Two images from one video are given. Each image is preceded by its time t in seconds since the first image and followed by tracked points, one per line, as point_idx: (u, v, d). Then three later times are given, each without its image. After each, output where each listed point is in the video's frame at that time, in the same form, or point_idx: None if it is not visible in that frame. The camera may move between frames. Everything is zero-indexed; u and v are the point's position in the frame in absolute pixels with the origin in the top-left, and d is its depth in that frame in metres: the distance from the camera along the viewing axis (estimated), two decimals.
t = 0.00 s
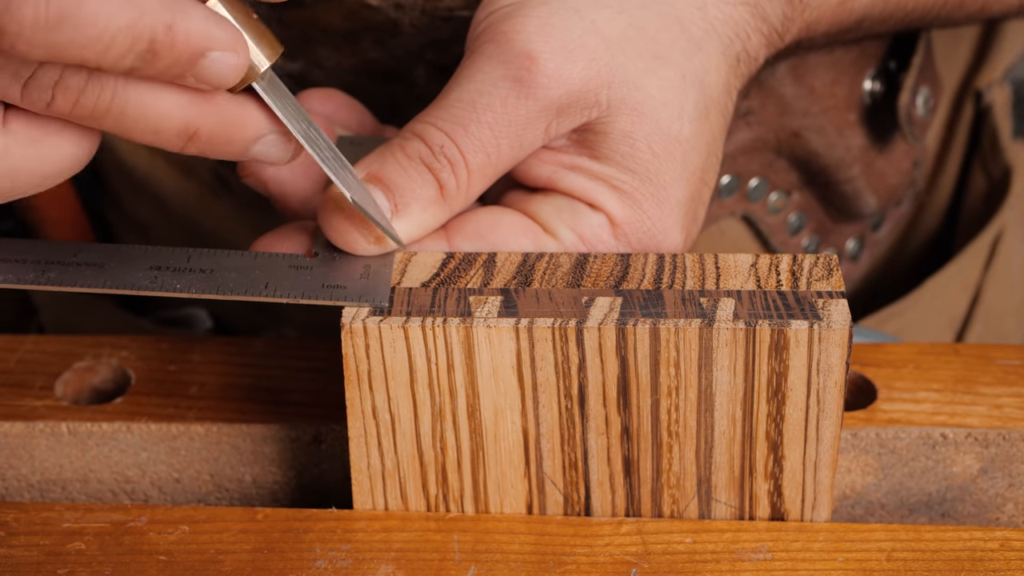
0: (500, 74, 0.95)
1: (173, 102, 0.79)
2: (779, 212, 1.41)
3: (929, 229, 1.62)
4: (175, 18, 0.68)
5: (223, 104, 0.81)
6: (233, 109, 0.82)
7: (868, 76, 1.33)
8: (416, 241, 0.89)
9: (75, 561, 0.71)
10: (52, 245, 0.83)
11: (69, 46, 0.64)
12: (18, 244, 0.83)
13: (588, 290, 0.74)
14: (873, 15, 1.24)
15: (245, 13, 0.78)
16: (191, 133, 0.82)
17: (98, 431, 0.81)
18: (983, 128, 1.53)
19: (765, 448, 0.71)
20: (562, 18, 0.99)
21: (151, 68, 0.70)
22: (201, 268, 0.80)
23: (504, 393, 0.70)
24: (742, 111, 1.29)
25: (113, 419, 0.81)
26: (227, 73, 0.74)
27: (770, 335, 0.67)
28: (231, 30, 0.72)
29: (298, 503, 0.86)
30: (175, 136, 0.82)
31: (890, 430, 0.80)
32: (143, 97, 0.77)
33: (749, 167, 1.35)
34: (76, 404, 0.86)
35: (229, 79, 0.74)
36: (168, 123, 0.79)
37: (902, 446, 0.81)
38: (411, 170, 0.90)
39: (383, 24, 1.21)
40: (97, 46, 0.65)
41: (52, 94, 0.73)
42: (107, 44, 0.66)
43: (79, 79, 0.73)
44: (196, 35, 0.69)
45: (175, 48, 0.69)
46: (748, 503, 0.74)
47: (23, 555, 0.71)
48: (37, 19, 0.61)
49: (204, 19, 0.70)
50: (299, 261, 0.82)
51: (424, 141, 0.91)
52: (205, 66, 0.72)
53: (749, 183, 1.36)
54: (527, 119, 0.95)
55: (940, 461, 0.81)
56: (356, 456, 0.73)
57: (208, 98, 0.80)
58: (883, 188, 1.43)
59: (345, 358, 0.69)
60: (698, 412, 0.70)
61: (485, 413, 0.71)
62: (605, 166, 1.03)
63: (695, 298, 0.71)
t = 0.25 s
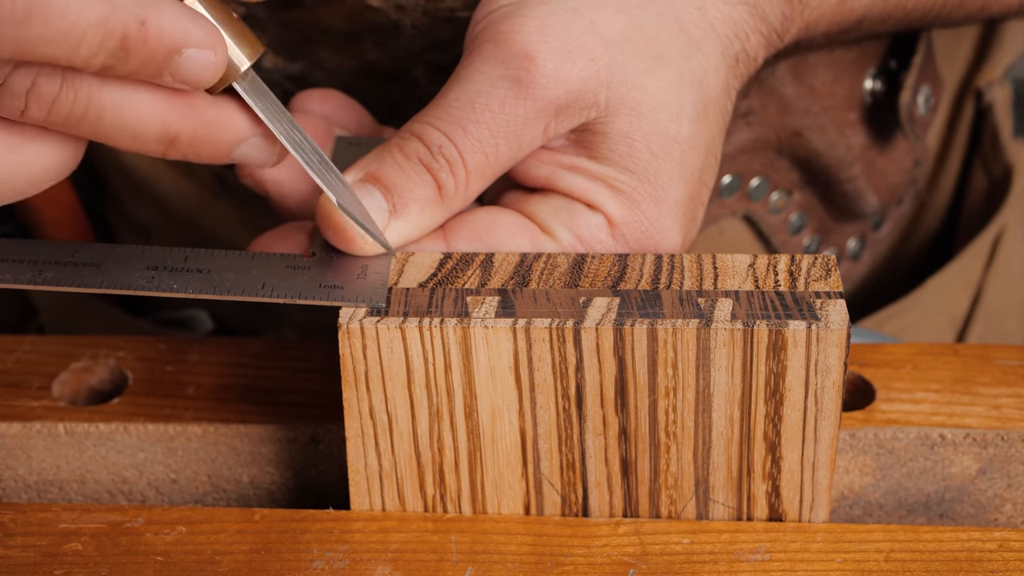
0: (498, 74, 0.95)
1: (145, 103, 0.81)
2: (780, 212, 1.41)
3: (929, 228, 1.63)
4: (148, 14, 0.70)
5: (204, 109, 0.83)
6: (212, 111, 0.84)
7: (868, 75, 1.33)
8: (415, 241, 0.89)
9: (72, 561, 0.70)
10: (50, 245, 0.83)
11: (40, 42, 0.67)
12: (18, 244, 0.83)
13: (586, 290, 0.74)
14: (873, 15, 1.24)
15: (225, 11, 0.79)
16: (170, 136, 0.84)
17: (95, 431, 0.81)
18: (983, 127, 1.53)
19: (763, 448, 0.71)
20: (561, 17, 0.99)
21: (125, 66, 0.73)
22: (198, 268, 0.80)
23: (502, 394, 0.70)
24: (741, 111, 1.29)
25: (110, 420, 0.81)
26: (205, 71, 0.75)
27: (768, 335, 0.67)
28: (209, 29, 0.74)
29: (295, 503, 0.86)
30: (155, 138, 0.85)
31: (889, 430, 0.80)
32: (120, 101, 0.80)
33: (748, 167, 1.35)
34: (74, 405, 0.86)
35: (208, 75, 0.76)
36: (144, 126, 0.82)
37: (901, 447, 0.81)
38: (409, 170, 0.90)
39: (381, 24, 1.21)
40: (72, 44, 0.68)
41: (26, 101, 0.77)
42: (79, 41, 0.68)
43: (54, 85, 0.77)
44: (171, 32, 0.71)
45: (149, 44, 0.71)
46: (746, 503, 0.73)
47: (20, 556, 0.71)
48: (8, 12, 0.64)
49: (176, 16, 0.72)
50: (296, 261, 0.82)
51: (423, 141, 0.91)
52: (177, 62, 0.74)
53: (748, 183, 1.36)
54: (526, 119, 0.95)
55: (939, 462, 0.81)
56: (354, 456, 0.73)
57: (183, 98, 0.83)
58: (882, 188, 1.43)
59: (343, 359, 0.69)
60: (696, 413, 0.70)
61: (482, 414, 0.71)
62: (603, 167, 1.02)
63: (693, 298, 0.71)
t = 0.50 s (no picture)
0: (495, 73, 0.94)
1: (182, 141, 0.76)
2: (778, 211, 1.41)
3: (928, 228, 1.62)
4: (186, 49, 0.66)
5: (236, 146, 0.79)
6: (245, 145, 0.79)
7: (866, 74, 1.33)
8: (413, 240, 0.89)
9: (69, 561, 0.70)
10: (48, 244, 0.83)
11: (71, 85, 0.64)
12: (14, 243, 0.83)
13: (583, 290, 0.74)
14: (871, 14, 1.24)
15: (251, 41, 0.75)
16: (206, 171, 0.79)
17: (92, 431, 0.81)
18: (981, 126, 1.53)
19: (760, 448, 0.71)
20: (558, 16, 0.99)
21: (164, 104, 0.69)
22: (196, 267, 0.80)
23: (499, 393, 0.70)
24: (740, 110, 1.29)
25: (107, 419, 0.81)
26: (241, 109, 0.70)
27: (766, 335, 0.67)
28: (248, 66, 0.69)
29: (292, 503, 0.86)
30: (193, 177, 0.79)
31: (887, 430, 0.80)
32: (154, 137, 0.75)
33: (747, 167, 1.35)
34: (72, 404, 0.86)
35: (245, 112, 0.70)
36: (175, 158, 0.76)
37: (899, 446, 0.81)
38: (406, 168, 0.90)
39: (379, 23, 1.21)
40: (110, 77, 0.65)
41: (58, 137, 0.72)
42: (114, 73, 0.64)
43: (88, 127, 0.71)
44: (207, 66, 0.67)
45: (186, 80, 0.67)
46: (744, 503, 0.73)
47: (17, 555, 0.71)
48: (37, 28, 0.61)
49: (215, 51, 0.68)
50: (293, 259, 0.82)
51: (420, 139, 0.91)
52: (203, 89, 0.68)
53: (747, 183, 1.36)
54: (523, 118, 0.95)
55: (937, 461, 0.81)
56: (351, 456, 0.73)
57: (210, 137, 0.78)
58: (881, 188, 1.43)
59: (340, 358, 0.69)
60: (693, 412, 0.70)
61: (480, 413, 0.71)
62: (601, 165, 1.02)
63: (690, 297, 0.71)
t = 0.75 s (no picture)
0: (496, 73, 0.94)
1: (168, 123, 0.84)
2: (778, 212, 1.41)
3: (928, 230, 1.62)
4: (204, 29, 0.72)
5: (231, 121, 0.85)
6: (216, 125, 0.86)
7: (866, 74, 1.32)
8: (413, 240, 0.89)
9: (68, 561, 0.70)
10: (48, 244, 0.83)
11: (89, 43, 0.69)
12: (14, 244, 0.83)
13: (584, 290, 0.73)
14: (871, 14, 1.24)
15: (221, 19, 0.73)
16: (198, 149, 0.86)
17: (92, 431, 0.81)
18: (981, 127, 1.52)
19: (761, 448, 0.71)
20: (559, 15, 0.98)
21: (174, 84, 0.75)
22: (196, 267, 0.80)
23: (499, 393, 0.70)
24: (740, 111, 1.29)
25: (107, 419, 0.81)
26: (258, 91, 0.77)
27: (767, 335, 0.67)
28: (263, 49, 0.76)
29: (292, 503, 0.86)
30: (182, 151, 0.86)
31: (887, 430, 0.80)
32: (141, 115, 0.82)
33: (747, 167, 1.35)
34: (71, 404, 0.86)
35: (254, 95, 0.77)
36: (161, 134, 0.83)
37: (900, 447, 0.81)
38: (407, 168, 0.90)
39: (378, 23, 1.21)
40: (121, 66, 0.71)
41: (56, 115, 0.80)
42: (132, 51, 0.70)
43: (79, 99, 0.79)
44: (223, 47, 0.73)
45: (203, 58, 0.73)
46: (744, 503, 0.73)
47: (16, 555, 0.71)
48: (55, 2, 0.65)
49: (232, 34, 0.73)
50: (293, 259, 0.82)
51: (420, 139, 0.91)
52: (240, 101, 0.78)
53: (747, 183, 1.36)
54: (524, 118, 0.95)
55: (938, 462, 0.81)
56: (351, 456, 0.73)
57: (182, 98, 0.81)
58: (882, 188, 1.43)
59: (340, 358, 0.69)
60: (693, 413, 0.70)
61: (480, 413, 0.70)
62: (602, 165, 1.02)
63: (691, 297, 0.71)
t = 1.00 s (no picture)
0: (497, 72, 0.94)
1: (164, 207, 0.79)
2: (779, 211, 1.41)
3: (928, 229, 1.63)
4: (175, 124, 0.67)
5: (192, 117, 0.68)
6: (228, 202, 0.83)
7: (867, 74, 1.32)
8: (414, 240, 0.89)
9: (69, 561, 0.70)
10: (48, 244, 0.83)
11: (59, 159, 0.67)
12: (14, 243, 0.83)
13: (585, 290, 0.73)
14: (871, 14, 1.24)
15: (231, 92, 0.74)
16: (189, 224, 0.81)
17: (93, 431, 0.81)
18: (982, 126, 1.52)
19: (762, 449, 0.71)
20: (560, 15, 0.98)
21: (153, 177, 0.71)
22: (196, 267, 0.80)
23: (500, 393, 0.70)
24: (741, 111, 1.29)
25: (108, 419, 0.81)
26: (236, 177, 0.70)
27: (768, 336, 0.67)
28: (243, 132, 0.70)
29: (293, 503, 0.86)
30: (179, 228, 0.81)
31: (889, 431, 0.80)
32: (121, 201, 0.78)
33: (749, 167, 1.35)
34: (72, 404, 0.86)
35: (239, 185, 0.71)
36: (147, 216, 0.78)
37: (901, 447, 0.81)
38: (408, 168, 0.89)
39: (378, 23, 1.21)
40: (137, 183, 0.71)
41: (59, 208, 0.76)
42: (102, 157, 0.68)
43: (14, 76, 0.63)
44: (197, 139, 0.68)
45: (173, 155, 0.69)
46: (745, 504, 0.73)
47: (17, 555, 0.71)
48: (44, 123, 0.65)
49: (209, 127, 0.68)
50: (293, 259, 0.82)
51: (421, 139, 0.91)
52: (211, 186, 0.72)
53: (748, 183, 1.36)
54: (524, 118, 0.95)
55: (939, 462, 0.81)
56: (352, 456, 0.73)
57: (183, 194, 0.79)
58: (883, 188, 1.43)
59: (341, 358, 0.69)
60: (695, 413, 0.70)
61: (481, 413, 0.70)
62: (603, 165, 1.02)
63: (692, 298, 0.71)
